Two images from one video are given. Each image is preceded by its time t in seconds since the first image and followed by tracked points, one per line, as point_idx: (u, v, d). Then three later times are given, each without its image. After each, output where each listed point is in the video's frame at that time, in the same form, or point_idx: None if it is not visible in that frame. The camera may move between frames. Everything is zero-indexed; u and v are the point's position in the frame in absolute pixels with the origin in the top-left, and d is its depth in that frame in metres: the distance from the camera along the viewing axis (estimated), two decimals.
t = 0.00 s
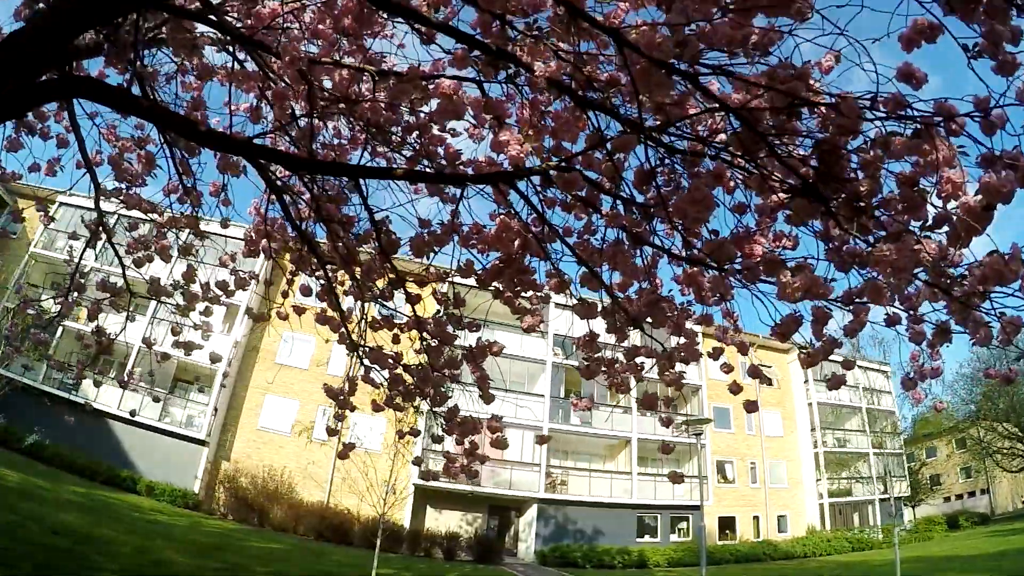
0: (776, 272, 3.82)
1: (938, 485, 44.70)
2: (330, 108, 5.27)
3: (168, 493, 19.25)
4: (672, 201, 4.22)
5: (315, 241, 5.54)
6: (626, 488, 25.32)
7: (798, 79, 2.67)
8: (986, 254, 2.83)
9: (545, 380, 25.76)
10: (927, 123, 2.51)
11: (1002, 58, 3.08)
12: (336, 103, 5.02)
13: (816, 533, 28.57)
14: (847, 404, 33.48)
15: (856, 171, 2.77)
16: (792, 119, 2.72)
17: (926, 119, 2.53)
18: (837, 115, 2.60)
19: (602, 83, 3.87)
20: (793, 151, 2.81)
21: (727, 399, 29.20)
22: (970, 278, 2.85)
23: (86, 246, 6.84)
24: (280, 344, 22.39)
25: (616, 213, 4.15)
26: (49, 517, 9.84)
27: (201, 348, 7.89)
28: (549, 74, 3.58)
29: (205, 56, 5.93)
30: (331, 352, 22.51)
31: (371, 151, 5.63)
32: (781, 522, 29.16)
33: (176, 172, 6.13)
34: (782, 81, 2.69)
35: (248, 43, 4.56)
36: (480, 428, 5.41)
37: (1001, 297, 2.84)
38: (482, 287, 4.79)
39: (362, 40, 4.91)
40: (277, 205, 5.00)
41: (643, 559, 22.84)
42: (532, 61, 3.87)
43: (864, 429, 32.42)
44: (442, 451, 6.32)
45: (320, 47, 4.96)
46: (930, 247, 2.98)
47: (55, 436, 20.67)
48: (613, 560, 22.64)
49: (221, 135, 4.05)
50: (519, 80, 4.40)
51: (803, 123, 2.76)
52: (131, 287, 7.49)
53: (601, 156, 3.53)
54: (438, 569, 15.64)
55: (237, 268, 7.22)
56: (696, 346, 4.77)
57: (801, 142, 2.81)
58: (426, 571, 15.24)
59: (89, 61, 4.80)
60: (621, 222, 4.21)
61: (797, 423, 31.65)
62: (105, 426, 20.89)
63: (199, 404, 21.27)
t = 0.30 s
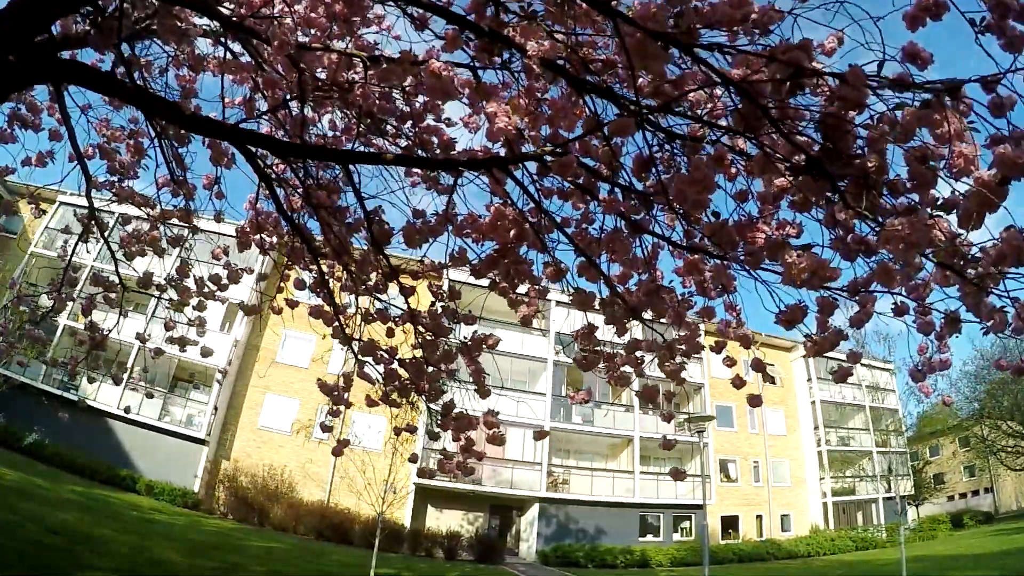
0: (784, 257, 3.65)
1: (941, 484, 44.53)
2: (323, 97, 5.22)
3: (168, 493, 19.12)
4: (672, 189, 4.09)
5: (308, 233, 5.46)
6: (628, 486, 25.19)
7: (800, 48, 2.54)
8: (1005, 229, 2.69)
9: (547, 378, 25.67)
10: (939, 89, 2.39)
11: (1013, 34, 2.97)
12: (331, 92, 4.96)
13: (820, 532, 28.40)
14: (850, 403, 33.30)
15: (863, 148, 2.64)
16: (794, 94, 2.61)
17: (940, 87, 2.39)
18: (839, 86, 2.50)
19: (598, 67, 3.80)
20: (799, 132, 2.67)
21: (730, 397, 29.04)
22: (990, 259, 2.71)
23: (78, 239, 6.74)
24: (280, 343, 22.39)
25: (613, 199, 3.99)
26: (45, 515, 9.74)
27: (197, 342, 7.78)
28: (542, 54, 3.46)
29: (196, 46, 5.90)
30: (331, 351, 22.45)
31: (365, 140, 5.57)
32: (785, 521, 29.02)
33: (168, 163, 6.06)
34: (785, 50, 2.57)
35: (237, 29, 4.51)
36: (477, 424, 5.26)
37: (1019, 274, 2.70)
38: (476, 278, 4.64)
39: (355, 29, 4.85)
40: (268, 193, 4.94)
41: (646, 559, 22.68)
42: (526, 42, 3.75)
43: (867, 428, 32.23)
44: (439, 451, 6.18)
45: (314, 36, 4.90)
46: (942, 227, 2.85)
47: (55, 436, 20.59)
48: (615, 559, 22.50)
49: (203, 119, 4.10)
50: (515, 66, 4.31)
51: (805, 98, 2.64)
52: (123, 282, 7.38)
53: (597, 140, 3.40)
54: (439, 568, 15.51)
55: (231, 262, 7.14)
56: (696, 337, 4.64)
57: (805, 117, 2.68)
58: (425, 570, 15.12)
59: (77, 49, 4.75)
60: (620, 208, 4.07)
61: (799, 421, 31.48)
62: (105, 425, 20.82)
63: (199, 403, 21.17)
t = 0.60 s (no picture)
0: (785, 241, 3.52)
1: (943, 483, 44.35)
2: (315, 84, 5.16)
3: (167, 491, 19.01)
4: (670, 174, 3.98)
5: (300, 224, 5.37)
6: (630, 484, 25.07)
7: (801, 17, 2.43)
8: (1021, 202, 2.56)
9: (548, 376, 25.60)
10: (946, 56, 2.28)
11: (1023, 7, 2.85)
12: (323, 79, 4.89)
13: (823, 531, 28.27)
14: (853, 400, 33.13)
15: (868, 122, 2.52)
16: (794, 67, 2.50)
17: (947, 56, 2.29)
18: (842, 56, 2.39)
19: (594, 48, 3.69)
20: (800, 106, 2.55)
21: (733, 395, 28.89)
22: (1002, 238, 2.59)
23: (67, 231, 6.62)
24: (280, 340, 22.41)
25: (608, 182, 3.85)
26: (40, 513, 9.63)
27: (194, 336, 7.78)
28: (535, 32, 3.35)
29: (187, 34, 5.81)
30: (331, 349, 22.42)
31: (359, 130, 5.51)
32: (787, 519, 28.89)
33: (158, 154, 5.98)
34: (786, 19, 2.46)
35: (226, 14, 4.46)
36: (472, 419, 5.14)
37: None
38: (470, 267, 4.51)
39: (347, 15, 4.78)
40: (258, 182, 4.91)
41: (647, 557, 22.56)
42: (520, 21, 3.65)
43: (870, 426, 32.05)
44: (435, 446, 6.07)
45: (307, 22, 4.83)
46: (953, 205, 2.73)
47: (54, 434, 20.49)
48: (616, 558, 22.38)
49: (187, 101, 4.13)
50: (509, 50, 4.22)
51: (804, 73, 2.53)
52: (115, 276, 7.25)
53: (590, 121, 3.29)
54: (437, 566, 15.38)
55: (224, 254, 7.03)
56: (697, 328, 4.50)
57: (806, 91, 2.57)
58: (424, 569, 15.02)
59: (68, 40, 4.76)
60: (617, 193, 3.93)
61: (801, 419, 31.38)
62: (104, 423, 20.73)
63: (199, 400, 21.07)
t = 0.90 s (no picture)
0: (790, 223, 3.41)
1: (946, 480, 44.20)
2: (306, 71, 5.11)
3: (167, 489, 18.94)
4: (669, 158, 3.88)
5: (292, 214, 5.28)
6: (632, 482, 24.97)
7: None
8: None
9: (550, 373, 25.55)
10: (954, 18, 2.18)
11: None
12: (314, 65, 4.83)
13: (826, 528, 28.13)
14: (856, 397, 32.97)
15: (873, 92, 2.44)
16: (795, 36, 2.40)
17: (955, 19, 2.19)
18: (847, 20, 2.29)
19: (590, 28, 3.60)
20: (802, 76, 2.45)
21: (736, 392, 28.76)
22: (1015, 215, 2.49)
23: (60, 226, 6.48)
24: (280, 338, 22.41)
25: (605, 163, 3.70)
26: (35, 510, 9.53)
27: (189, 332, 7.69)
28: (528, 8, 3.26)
29: (178, 22, 5.71)
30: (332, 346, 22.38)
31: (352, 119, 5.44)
32: (790, 516, 28.76)
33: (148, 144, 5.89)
34: None
35: None
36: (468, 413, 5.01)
37: None
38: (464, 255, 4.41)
39: None
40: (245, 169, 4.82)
41: (649, 555, 22.44)
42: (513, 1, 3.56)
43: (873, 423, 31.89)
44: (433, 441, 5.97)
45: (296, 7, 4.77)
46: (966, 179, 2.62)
47: (54, 433, 20.41)
48: (618, 556, 22.27)
49: (169, 82, 4.06)
50: (504, 34, 4.13)
51: (806, 43, 2.42)
52: (107, 269, 7.11)
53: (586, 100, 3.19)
54: (438, 564, 15.29)
55: (216, 247, 6.90)
56: (698, 318, 4.38)
57: (807, 61, 2.46)
58: (424, 566, 14.94)
59: (55, 28, 4.72)
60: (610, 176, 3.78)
61: (804, 416, 31.26)
62: (104, 421, 20.65)
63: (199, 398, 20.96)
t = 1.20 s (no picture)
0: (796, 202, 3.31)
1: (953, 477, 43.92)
2: (297, 57, 5.02)
3: (170, 487, 18.89)
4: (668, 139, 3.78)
5: (286, 204, 5.19)
6: (637, 479, 24.81)
7: None
8: None
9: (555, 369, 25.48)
10: None
11: None
12: (307, 49, 4.85)
13: (833, 525, 27.93)
14: (862, 393, 32.76)
15: (879, 58, 2.33)
16: None
17: None
18: None
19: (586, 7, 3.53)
20: (805, 41, 2.34)
21: (741, 388, 28.60)
22: None
23: (56, 220, 6.35)
24: (283, 335, 22.42)
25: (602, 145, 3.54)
26: (34, 507, 9.47)
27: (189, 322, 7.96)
28: None
29: (171, 11, 5.67)
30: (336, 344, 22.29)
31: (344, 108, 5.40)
32: (797, 513, 28.58)
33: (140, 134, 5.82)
34: None
35: None
36: (465, 406, 4.89)
37: None
38: (460, 242, 4.27)
39: None
40: (237, 157, 4.80)
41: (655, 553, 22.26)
42: None
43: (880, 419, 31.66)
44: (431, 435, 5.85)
45: None
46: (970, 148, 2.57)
47: (58, 431, 20.40)
48: (623, 553, 22.12)
49: (154, 66, 4.00)
50: (498, 17, 4.04)
51: (809, 8, 2.32)
52: (101, 263, 7.00)
53: (582, 76, 3.07)
54: (440, 562, 15.14)
55: (211, 238, 6.79)
56: (701, 305, 4.24)
57: (809, 29, 2.37)
58: (426, 564, 14.83)
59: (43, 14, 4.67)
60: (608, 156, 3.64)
61: (810, 412, 31.10)
62: (108, 420, 20.62)
63: (202, 396, 20.90)
